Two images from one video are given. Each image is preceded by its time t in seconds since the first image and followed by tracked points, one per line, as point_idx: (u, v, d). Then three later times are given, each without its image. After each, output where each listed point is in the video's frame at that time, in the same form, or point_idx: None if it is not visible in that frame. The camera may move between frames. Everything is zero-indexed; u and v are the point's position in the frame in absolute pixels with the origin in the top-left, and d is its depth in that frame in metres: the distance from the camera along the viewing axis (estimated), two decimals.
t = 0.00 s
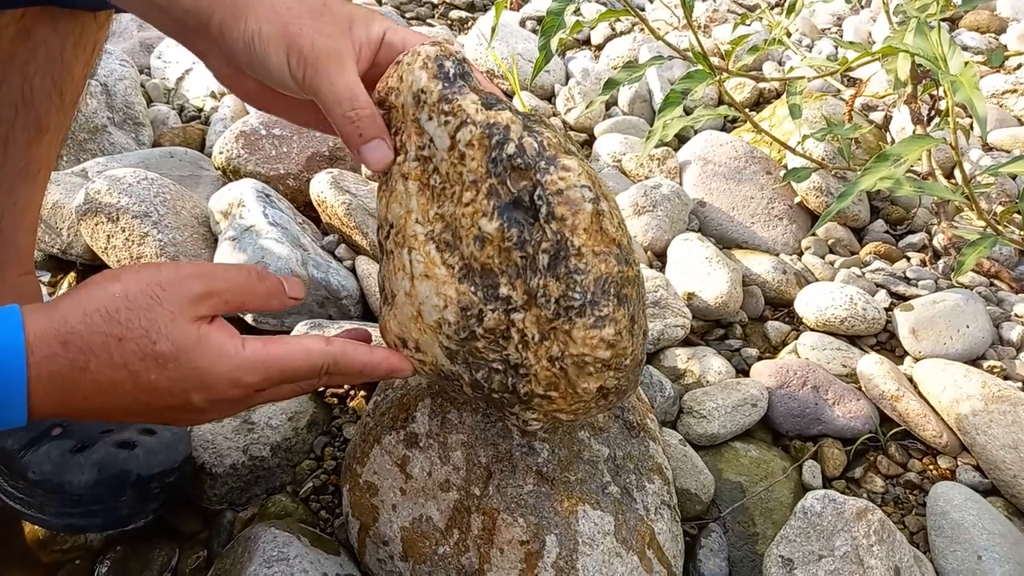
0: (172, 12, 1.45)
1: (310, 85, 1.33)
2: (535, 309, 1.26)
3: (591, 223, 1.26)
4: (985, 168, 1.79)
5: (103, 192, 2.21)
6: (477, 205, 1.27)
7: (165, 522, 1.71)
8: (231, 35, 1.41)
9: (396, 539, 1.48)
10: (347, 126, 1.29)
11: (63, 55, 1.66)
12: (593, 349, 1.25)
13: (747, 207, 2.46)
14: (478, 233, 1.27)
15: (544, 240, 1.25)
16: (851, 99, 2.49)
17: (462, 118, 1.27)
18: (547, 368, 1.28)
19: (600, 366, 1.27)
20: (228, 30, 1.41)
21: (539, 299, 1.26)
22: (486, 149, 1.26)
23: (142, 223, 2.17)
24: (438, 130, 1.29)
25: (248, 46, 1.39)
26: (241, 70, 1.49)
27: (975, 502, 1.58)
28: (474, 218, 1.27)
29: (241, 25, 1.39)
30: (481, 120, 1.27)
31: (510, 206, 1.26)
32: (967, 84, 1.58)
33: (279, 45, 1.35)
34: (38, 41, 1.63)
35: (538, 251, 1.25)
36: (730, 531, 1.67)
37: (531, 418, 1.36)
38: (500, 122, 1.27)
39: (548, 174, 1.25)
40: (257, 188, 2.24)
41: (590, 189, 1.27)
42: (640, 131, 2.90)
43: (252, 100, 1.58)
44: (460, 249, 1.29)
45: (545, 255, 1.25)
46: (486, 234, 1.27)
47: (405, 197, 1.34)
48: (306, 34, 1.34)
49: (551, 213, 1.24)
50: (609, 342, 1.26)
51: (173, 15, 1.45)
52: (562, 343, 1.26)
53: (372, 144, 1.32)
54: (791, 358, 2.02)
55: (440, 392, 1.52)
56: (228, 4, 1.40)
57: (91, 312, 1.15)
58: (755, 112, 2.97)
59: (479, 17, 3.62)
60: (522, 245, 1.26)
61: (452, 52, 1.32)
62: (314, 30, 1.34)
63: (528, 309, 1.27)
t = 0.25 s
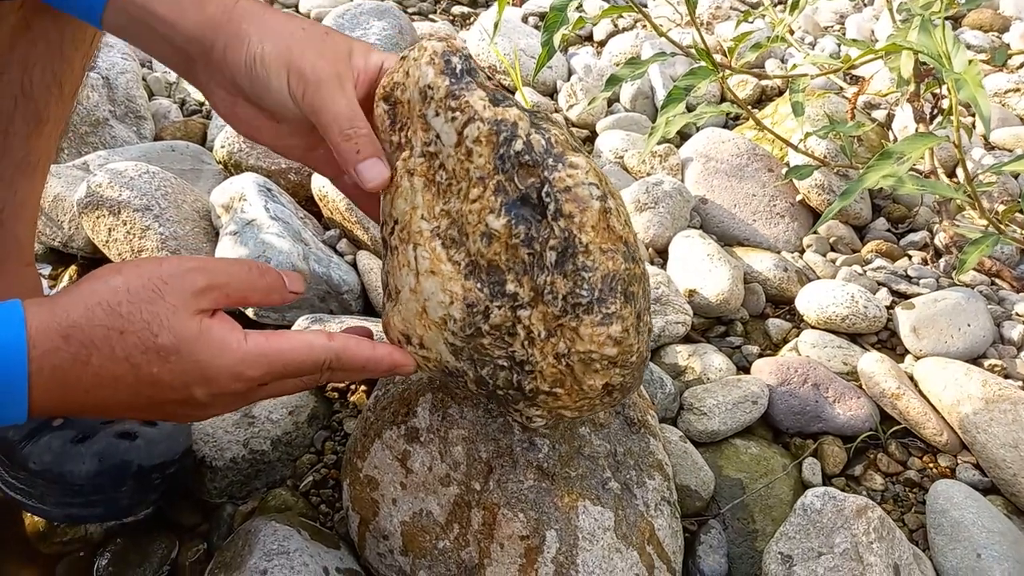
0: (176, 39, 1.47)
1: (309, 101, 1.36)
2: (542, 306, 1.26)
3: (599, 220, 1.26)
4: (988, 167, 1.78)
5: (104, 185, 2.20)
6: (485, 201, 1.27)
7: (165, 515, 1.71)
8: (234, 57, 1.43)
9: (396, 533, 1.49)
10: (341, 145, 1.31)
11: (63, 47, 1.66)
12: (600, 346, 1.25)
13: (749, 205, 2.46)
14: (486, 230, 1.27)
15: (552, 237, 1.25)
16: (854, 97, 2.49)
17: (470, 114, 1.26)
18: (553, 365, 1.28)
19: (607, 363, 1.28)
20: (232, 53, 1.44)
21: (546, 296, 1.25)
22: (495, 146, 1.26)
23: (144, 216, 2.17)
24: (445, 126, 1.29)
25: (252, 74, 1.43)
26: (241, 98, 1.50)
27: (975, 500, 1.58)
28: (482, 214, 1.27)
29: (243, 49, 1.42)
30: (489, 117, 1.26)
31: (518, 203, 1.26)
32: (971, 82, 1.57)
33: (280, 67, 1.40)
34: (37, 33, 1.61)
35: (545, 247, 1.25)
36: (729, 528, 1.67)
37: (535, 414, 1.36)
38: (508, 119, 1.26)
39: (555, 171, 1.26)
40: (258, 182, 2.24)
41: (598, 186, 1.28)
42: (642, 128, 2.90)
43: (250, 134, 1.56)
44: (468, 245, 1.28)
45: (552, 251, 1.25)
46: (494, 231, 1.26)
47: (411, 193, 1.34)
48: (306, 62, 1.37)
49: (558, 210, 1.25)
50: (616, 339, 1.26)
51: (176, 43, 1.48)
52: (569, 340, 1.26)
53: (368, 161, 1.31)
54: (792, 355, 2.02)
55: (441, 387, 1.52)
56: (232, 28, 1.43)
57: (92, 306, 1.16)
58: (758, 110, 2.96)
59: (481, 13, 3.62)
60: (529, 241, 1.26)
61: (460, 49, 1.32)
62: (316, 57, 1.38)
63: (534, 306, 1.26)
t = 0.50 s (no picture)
0: (171, 83, 1.43)
1: (306, 147, 1.34)
2: (543, 310, 1.27)
3: (597, 224, 1.27)
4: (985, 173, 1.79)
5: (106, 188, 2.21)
6: (483, 208, 1.27)
7: (166, 518, 1.71)
8: (231, 102, 1.40)
9: (397, 536, 1.49)
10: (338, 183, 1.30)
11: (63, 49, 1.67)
12: (602, 349, 1.27)
13: (748, 209, 2.47)
14: (484, 237, 1.27)
15: (551, 243, 1.26)
16: (853, 103, 2.50)
17: (464, 123, 1.26)
18: (555, 369, 1.29)
19: (609, 365, 1.29)
20: (228, 98, 1.40)
21: (546, 301, 1.26)
22: (489, 154, 1.26)
23: (146, 220, 2.18)
24: (438, 135, 1.28)
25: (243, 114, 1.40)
26: (240, 139, 1.48)
27: (974, 504, 1.59)
28: (479, 222, 1.27)
29: (239, 94, 1.39)
30: (483, 125, 1.26)
31: (516, 209, 1.27)
32: (969, 88, 1.58)
33: (276, 112, 1.37)
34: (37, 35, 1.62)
35: (546, 252, 1.26)
36: (729, 531, 1.68)
37: (538, 418, 1.37)
38: (503, 126, 1.26)
39: (552, 177, 1.27)
40: (259, 186, 2.25)
41: (595, 191, 1.29)
42: (642, 132, 2.91)
43: (252, 171, 1.54)
44: (465, 253, 1.29)
45: (553, 256, 1.26)
46: (492, 238, 1.27)
47: (406, 202, 1.34)
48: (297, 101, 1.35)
49: (558, 215, 1.26)
50: (617, 341, 1.27)
51: (169, 86, 1.43)
52: (570, 345, 1.27)
53: (366, 199, 1.30)
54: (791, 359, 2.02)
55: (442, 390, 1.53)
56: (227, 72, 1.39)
57: (94, 319, 1.17)
58: (757, 115, 2.97)
59: (481, 17, 3.63)
60: (529, 247, 1.27)
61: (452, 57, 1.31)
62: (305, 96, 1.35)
63: (535, 311, 1.27)
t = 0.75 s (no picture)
0: (176, 93, 1.41)
1: (308, 157, 1.32)
2: (541, 305, 1.26)
3: (594, 219, 1.26)
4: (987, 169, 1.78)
5: (107, 183, 2.21)
6: (481, 203, 1.27)
7: (165, 513, 1.72)
8: (236, 114, 1.39)
9: (397, 531, 1.49)
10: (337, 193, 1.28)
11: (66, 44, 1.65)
12: (599, 345, 1.25)
13: (750, 206, 2.47)
14: (482, 232, 1.27)
15: (547, 238, 1.25)
16: (855, 99, 2.49)
17: (461, 117, 1.27)
18: (553, 365, 1.28)
19: (607, 361, 1.27)
20: (233, 109, 1.39)
21: (544, 296, 1.26)
22: (487, 148, 1.26)
23: (146, 215, 2.18)
24: (436, 129, 1.30)
25: (251, 126, 1.38)
26: (246, 153, 1.46)
27: (975, 500, 1.59)
28: (479, 216, 1.27)
29: (244, 105, 1.37)
30: (480, 119, 1.27)
31: (512, 204, 1.26)
32: (971, 83, 1.57)
33: (279, 122, 1.35)
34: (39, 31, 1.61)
35: (542, 248, 1.26)
36: (730, 527, 1.67)
37: (536, 413, 1.36)
38: (500, 120, 1.27)
39: (549, 171, 1.25)
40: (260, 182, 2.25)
41: (592, 185, 1.27)
42: (644, 129, 2.90)
43: (255, 184, 1.52)
44: (463, 248, 1.28)
45: (549, 252, 1.25)
46: (490, 233, 1.26)
47: (405, 197, 1.34)
48: (304, 113, 1.34)
49: (553, 211, 1.25)
50: (615, 338, 1.25)
51: (175, 96, 1.42)
52: (568, 340, 1.26)
53: (360, 205, 1.26)
54: (792, 356, 2.02)
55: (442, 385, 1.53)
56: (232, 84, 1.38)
57: (95, 315, 1.17)
58: (759, 112, 2.97)
59: (483, 14, 3.62)
60: (526, 242, 1.26)
61: (449, 50, 1.32)
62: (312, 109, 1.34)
63: (533, 306, 1.27)
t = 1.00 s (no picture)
0: (178, 96, 1.39)
1: (317, 167, 1.33)
2: (552, 294, 1.26)
3: (607, 208, 1.27)
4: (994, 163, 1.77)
5: (109, 173, 2.21)
6: (493, 189, 1.26)
7: (167, 503, 1.71)
8: (241, 119, 1.37)
9: (399, 522, 1.49)
10: (348, 202, 1.28)
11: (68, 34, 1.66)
12: (610, 333, 1.26)
13: (754, 199, 2.46)
14: (494, 218, 1.26)
15: (561, 225, 1.25)
16: (861, 92, 2.48)
17: (476, 103, 1.26)
18: (563, 353, 1.28)
19: (616, 350, 1.28)
20: (238, 115, 1.38)
21: (555, 284, 1.26)
22: (502, 134, 1.25)
23: (149, 205, 2.17)
24: (450, 115, 1.28)
25: (257, 132, 1.37)
26: (250, 156, 1.45)
27: (978, 494, 1.58)
28: (490, 203, 1.26)
29: (249, 111, 1.36)
30: (495, 106, 1.26)
31: (526, 191, 1.25)
32: (980, 74, 1.55)
33: (286, 130, 1.34)
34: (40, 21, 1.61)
35: (555, 235, 1.25)
36: (732, 520, 1.67)
37: (543, 403, 1.36)
38: (514, 107, 1.26)
39: (563, 159, 1.26)
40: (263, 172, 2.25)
41: (606, 173, 1.28)
42: (647, 122, 2.89)
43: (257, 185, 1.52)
44: (474, 234, 1.27)
45: (562, 239, 1.25)
46: (502, 219, 1.25)
47: (415, 182, 1.32)
48: (310, 120, 1.33)
49: (568, 198, 1.25)
50: (626, 325, 1.27)
51: (178, 99, 1.39)
52: (578, 328, 1.26)
53: (374, 218, 1.28)
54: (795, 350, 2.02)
55: (445, 376, 1.53)
56: (236, 89, 1.36)
57: (98, 304, 1.16)
58: (763, 105, 2.96)
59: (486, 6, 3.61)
60: (538, 230, 1.25)
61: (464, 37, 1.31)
62: (318, 115, 1.34)
63: (544, 294, 1.27)
